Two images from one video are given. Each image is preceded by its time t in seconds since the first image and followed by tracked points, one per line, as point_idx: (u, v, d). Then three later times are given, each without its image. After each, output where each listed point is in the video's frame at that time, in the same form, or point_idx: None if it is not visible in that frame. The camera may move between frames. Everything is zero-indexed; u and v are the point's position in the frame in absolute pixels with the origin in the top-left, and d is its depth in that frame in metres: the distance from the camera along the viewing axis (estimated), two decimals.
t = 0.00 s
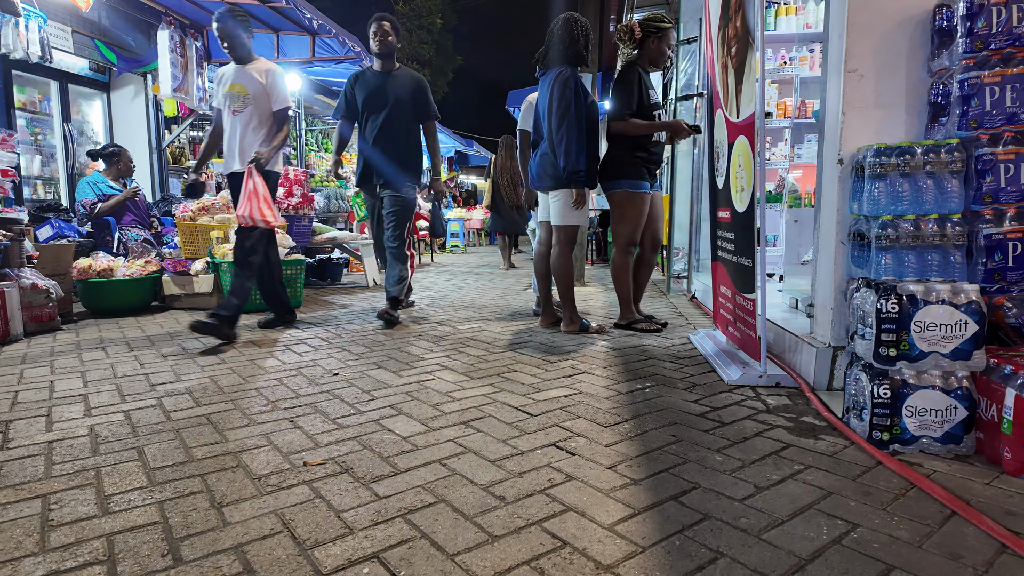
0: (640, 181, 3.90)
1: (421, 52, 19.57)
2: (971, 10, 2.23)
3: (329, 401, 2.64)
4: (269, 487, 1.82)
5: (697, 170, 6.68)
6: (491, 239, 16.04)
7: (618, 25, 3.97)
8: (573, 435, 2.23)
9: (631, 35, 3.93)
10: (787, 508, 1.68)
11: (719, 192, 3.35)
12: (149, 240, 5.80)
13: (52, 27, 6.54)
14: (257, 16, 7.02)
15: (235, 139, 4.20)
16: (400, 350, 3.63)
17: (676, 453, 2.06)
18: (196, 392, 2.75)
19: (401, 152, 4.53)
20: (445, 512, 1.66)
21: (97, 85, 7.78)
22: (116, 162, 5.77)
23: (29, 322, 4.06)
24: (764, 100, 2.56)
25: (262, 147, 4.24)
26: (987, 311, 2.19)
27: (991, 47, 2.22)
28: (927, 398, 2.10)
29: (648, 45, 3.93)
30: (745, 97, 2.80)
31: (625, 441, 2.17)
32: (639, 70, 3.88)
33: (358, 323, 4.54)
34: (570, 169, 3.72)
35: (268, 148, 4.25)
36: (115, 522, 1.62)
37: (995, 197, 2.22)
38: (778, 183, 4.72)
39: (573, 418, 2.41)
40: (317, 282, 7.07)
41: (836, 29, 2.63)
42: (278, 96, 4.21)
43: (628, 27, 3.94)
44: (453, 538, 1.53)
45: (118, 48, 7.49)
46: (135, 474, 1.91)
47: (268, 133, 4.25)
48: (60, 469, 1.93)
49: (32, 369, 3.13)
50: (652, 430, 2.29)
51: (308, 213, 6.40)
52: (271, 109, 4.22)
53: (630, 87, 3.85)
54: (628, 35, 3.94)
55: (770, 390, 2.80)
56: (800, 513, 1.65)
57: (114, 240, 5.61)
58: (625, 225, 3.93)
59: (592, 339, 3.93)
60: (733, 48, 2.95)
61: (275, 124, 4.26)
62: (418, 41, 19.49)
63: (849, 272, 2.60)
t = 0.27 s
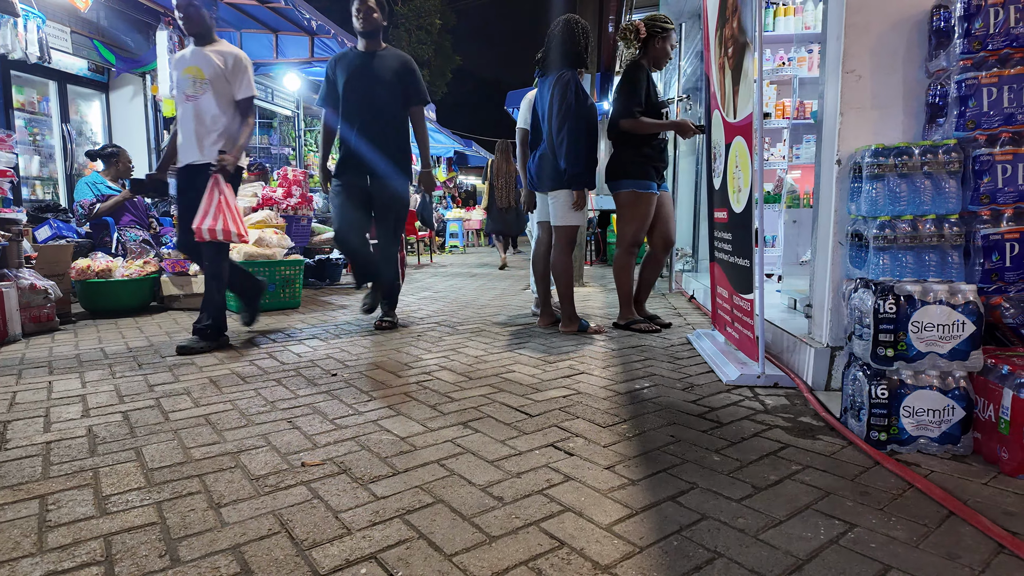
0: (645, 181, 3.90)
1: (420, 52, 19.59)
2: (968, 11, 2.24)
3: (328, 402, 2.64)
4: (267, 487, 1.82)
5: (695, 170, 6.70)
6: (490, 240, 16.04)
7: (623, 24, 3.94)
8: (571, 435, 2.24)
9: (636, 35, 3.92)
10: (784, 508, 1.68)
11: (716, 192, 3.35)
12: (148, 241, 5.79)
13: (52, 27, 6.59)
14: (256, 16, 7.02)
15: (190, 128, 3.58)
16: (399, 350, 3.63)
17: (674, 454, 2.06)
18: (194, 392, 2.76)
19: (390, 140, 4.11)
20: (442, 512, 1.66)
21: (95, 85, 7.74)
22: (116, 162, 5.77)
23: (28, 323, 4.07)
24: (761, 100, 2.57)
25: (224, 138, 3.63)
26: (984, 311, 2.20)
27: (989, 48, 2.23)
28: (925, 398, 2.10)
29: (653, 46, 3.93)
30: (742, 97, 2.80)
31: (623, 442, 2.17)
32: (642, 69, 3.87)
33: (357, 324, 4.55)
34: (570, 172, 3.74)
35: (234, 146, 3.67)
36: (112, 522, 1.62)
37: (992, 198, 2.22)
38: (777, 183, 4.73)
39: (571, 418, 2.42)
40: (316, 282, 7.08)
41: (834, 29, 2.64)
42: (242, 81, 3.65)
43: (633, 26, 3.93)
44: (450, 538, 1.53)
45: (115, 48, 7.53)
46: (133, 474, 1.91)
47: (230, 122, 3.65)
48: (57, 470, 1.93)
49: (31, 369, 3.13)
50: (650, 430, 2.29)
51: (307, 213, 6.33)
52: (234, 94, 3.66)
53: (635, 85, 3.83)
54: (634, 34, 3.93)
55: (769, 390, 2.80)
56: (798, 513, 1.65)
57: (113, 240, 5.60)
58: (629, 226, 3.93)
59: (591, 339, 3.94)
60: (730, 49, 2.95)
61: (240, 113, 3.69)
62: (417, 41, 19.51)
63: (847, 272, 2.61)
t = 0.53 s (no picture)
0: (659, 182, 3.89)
1: (419, 53, 19.60)
2: (966, 12, 2.24)
3: (327, 402, 2.64)
4: (266, 488, 1.82)
5: (694, 171, 6.71)
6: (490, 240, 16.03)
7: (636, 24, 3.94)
8: (570, 435, 2.23)
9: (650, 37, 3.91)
10: (783, 509, 1.68)
11: (715, 193, 3.35)
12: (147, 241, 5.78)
13: (49, 27, 6.50)
14: (255, 17, 7.03)
15: (150, 121, 3.22)
16: (398, 351, 3.64)
17: (673, 454, 2.06)
18: (193, 393, 2.75)
19: (368, 138, 3.67)
20: (441, 513, 1.66)
21: (94, 85, 7.74)
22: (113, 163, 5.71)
23: (26, 323, 4.06)
24: (759, 101, 2.57)
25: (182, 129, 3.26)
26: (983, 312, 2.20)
27: (987, 49, 2.23)
28: (924, 399, 2.11)
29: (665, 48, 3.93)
30: (740, 98, 2.80)
31: (623, 442, 2.17)
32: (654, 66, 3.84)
33: (356, 324, 4.55)
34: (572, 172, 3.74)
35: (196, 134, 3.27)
36: (111, 523, 1.62)
37: (990, 198, 2.23)
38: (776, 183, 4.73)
39: (570, 419, 2.41)
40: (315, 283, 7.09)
41: (832, 30, 2.64)
42: (197, 61, 3.27)
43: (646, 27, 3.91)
44: (449, 539, 1.53)
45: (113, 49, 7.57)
46: (131, 475, 1.91)
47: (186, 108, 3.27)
48: (56, 471, 1.93)
49: (30, 370, 3.13)
50: (649, 431, 2.29)
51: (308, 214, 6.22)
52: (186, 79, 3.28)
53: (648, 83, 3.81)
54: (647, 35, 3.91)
55: (767, 391, 2.81)
56: (797, 514, 1.65)
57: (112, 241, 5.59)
58: (636, 228, 3.94)
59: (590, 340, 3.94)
60: (728, 50, 2.95)
61: (195, 98, 3.29)
62: (416, 42, 19.52)
63: (846, 273, 2.61)
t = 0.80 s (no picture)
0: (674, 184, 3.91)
1: (419, 53, 19.61)
2: (967, 13, 2.25)
3: (327, 403, 2.64)
4: (267, 489, 1.82)
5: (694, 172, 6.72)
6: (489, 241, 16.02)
7: (652, 26, 3.89)
8: (570, 436, 2.24)
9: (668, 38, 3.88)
10: (784, 509, 1.68)
11: (715, 194, 3.35)
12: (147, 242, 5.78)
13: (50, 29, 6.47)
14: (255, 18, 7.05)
15: (74, 113, 2.61)
16: (398, 351, 3.64)
17: (674, 455, 2.07)
18: (194, 394, 2.75)
19: (335, 132, 3.27)
20: (443, 514, 1.66)
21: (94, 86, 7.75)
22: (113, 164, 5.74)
23: (26, 324, 4.06)
24: (759, 102, 2.58)
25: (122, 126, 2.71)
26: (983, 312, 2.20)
27: (986, 51, 2.24)
28: (924, 400, 2.11)
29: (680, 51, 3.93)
30: (741, 99, 2.80)
31: (623, 443, 2.18)
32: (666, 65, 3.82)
33: (357, 325, 4.55)
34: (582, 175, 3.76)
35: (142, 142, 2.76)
36: (112, 524, 1.62)
37: (990, 199, 2.23)
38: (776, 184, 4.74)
39: (571, 419, 2.42)
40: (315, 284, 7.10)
41: (832, 31, 2.64)
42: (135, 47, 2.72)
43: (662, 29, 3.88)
44: (451, 540, 1.53)
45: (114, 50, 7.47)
46: (133, 476, 1.91)
47: (129, 103, 2.75)
48: (57, 471, 1.93)
49: (29, 371, 3.13)
50: (649, 431, 2.30)
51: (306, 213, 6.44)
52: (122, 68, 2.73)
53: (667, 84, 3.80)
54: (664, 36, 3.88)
55: (768, 392, 2.81)
56: (799, 514, 1.66)
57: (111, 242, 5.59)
58: (646, 228, 3.92)
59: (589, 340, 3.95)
60: (728, 51, 2.96)
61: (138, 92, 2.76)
62: (416, 43, 19.54)
63: (846, 273, 2.61)
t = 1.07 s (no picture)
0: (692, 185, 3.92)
1: (419, 54, 19.61)
2: (965, 15, 2.25)
3: (327, 404, 2.64)
4: (266, 490, 1.82)
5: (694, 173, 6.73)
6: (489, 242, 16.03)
7: (666, 29, 3.87)
8: (570, 437, 2.24)
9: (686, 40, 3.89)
10: (783, 510, 1.69)
11: (715, 195, 3.36)
12: (146, 243, 5.78)
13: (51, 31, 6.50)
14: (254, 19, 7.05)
15: None
16: (398, 352, 3.64)
17: (673, 456, 2.07)
18: (193, 395, 2.76)
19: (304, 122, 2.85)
20: (442, 515, 1.66)
21: (93, 87, 7.75)
22: (112, 165, 5.75)
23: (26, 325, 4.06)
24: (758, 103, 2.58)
25: (45, 107, 2.42)
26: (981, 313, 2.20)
27: (985, 52, 2.24)
28: (923, 401, 2.11)
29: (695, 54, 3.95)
30: (740, 100, 2.80)
31: (623, 444, 2.18)
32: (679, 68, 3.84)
33: (357, 326, 4.55)
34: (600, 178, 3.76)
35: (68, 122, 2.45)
36: (112, 525, 1.62)
37: (989, 201, 2.24)
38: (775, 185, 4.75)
39: (570, 420, 2.42)
40: (315, 285, 7.11)
41: (831, 32, 2.64)
42: (64, 19, 2.39)
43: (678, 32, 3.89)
44: (450, 541, 1.53)
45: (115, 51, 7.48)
46: (132, 477, 1.91)
47: (57, 84, 2.44)
48: (56, 473, 1.93)
49: (29, 372, 3.13)
50: (649, 432, 2.30)
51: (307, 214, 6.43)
52: (50, 42, 2.40)
53: (684, 85, 3.82)
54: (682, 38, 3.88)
55: (767, 392, 2.81)
56: (798, 515, 1.66)
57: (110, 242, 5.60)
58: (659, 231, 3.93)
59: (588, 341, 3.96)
60: (727, 52, 2.96)
61: (65, 65, 2.43)
62: (415, 44, 19.54)
63: (846, 274, 2.62)
